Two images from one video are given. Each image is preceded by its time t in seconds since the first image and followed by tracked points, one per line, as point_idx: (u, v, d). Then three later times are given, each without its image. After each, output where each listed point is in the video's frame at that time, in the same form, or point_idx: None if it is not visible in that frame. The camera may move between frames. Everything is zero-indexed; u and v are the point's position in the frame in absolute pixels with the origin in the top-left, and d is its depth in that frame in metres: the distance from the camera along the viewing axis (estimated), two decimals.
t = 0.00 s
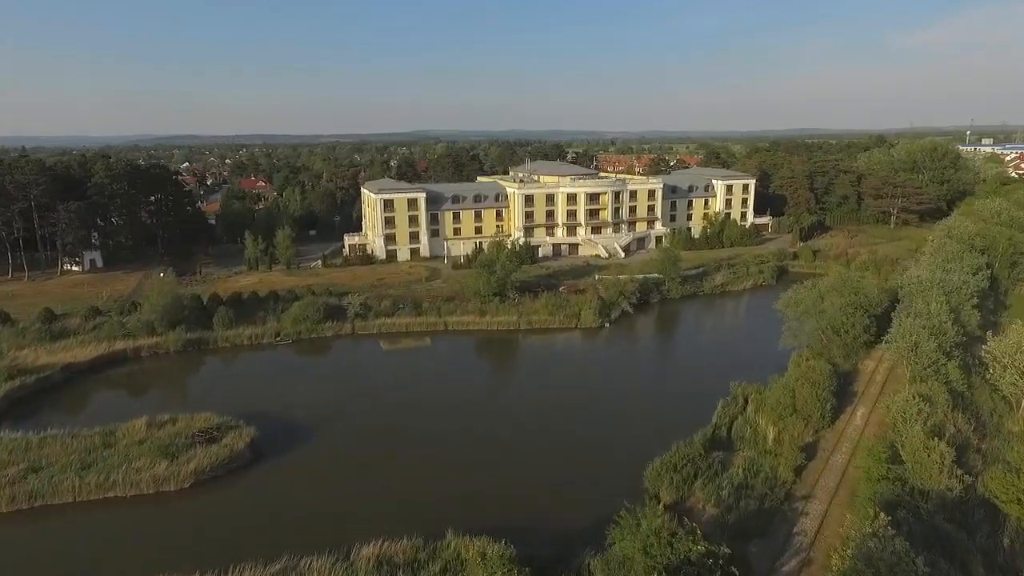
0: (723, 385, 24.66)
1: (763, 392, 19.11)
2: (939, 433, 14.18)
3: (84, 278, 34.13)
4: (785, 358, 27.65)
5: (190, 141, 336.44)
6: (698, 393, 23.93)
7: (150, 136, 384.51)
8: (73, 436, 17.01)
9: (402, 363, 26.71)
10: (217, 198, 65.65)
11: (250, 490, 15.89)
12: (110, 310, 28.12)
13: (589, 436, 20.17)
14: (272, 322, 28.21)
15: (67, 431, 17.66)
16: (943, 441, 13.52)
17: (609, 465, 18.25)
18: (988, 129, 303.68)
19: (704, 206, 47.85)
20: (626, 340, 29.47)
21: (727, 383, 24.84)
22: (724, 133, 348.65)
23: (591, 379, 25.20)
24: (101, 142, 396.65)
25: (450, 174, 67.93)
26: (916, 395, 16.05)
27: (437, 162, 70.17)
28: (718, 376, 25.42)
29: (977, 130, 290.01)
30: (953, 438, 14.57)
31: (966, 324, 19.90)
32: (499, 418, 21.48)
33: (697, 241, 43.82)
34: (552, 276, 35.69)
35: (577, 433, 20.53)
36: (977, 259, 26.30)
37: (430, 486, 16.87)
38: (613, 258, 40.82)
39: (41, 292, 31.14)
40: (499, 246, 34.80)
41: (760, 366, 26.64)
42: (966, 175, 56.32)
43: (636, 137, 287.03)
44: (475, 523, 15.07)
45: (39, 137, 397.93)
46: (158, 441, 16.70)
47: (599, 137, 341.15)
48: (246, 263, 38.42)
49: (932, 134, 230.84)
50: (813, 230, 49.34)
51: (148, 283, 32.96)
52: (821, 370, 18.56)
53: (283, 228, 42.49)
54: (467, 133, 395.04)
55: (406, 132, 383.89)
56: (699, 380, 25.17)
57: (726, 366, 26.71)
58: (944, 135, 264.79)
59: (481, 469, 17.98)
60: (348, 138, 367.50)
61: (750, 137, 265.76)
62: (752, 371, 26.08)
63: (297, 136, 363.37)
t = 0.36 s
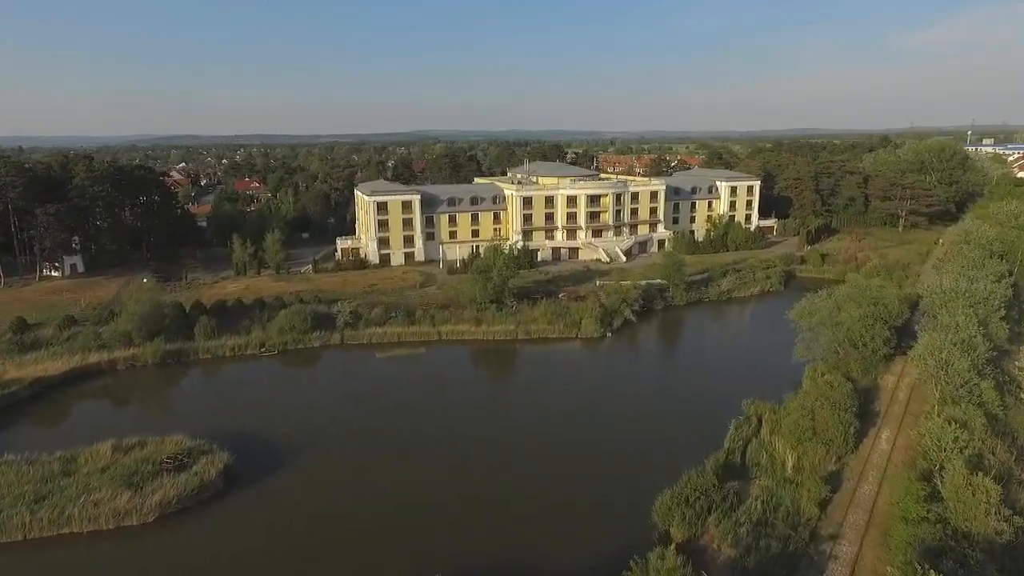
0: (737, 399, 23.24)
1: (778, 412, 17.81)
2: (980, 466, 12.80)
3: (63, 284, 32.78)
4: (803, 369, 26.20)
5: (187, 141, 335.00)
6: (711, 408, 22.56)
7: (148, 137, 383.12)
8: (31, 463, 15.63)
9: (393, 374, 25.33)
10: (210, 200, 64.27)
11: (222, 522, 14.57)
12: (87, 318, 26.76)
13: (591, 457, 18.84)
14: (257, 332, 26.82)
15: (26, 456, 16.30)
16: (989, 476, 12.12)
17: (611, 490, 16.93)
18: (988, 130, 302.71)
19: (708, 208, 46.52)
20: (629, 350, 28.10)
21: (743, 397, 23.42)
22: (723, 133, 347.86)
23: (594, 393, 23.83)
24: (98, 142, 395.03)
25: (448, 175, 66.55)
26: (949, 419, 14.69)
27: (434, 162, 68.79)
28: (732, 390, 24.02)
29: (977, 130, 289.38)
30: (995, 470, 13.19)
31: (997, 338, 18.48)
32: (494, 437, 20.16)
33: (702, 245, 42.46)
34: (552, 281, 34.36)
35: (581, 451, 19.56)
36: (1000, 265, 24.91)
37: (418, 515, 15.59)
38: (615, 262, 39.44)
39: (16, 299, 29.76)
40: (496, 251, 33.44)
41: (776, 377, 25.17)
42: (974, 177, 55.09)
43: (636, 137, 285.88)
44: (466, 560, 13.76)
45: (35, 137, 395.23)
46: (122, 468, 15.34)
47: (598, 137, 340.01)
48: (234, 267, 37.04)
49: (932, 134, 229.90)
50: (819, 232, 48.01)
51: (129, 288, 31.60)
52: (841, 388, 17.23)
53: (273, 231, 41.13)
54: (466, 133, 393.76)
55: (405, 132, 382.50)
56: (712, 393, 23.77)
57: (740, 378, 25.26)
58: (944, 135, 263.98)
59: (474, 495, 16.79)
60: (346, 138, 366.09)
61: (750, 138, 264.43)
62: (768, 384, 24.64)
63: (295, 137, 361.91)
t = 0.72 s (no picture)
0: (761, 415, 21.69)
1: (796, 434, 16.56)
2: None
3: (41, 290, 31.43)
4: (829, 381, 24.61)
5: (186, 142, 334.18)
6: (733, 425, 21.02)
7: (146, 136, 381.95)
8: None
9: (384, 387, 23.99)
10: (202, 202, 62.91)
11: (188, 560, 13.24)
12: (60, 328, 25.42)
13: (594, 480, 17.49)
14: (240, 342, 25.45)
15: None
16: None
17: (615, 518, 15.61)
18: (989, 129, 301.86)
19: (712, 210, 45.21)
20: (632, 360, 26.77)
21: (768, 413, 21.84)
22: (723, 133, 346.54)
23: (598, 407, 22.45)
24: (97, 142, 394.17)
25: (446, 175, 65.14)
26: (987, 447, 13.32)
27: (431, 163, 67.41)
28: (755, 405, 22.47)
29: (978, 130, 288.05)
30: None
31: None
32: (489, 456, 18.84)
33: (706, 249, 41.12)
34: (552, 287, 32.99)
35: (581, 455, 19.24)
36: None
37: (405, 547, 14.29)
38: (617, 267, 38.09)
39: None
40: (494, 256, 32.07)
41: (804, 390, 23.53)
42: (984, 178, 53.85)
43: (635, 138, 284.34)
44: None
45: (33, 137, 393.75)
46: (80, 500, 13.97)
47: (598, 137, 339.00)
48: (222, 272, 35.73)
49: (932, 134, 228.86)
50: (827, 235, 46.71)
51: (109, 295, 30.26)
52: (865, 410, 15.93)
53: (264, 234, 39.87)
54: (466, 133, 392.68)
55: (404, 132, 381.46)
56: (733, 409, 22.22)
57: (761, 392, 23.68)
58: (945, 135, 262.72)
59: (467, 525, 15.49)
60: (345, 138, 365.08)
61: (750, 137, 263.34)
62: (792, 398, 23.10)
63: (294, 137, 360.87)
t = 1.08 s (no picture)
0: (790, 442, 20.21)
1: (818, 460, 15.30)
2: None
3: (18, 297, 30.05)
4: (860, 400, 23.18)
5: (184, 142, 333.10)
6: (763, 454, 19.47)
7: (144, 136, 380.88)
8: None
9: (374, 403, 22.66)
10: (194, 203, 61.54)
11: None
12: (32, 339, 24.05)
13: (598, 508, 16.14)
14: (222, 355, 24.14)
15: None
16: None
17: (618, 541, 14.84)
18: (990, 130, 300.82)
19: (716, 213, 43.91)
20: (636, 373, 25.46)
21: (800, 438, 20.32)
22: (723, 134, 345.75)
23: (603, 419, 21.56)
24: (94, 142, 392.67)
25: (443, 177, 63.81)
26: None
27: (429, 164, 66.06)
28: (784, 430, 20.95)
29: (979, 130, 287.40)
30: None
31: None
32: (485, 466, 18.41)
33: (710, 253, 39.82)
34: (552, 294, 31.67)
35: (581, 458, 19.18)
36: None
37: (398, 562, 13.95)
38: (619, 272, 36.78)
39: None
40: (491, 262, 30.73)
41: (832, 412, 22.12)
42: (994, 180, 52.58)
43: (636, 138, 283.11)
44: None
45: (31, 138, 392.12)
46: (30, 539, 12.58)
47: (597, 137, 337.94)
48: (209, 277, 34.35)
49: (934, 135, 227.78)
50: (834, 239, 45.40)
51: (88, 303, 28.89)
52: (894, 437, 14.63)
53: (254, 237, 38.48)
54: (465, 134, 391.66)
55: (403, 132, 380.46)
56: (759, 436, 20.74)
57: (782, 413, 22.30)
58: (946, 136, 261.85)
59: (459, 559, 14.18)
60: (344, 138, 363.99)
61: (751, 138, 262.47)
62: (819, 420, 21.67)
63: (293, 137, 359.71)
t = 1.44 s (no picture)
0: (808, 456, 19.13)
1: (844, 490, 14.20)
2: None
3: None
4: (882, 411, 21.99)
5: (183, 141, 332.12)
6: (778, 469, 18.45)
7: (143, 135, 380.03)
8: None
9: (363, 421, 21.35)
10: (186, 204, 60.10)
11: None
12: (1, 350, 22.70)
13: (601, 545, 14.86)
14: (203, 368, 22.79)
15: None
16: None
17: None
18: (990, 131, 300.01)
19: (721, 216, 42.58)
20: (641, 386, 24.13)
21: (819, 452, 19.23)
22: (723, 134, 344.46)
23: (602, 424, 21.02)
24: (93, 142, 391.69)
25: (441, 177, 62.39)
26: None
27: (426, 164, 64.61)
28: (802, 443, 19.83)
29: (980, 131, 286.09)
30: None
31: None
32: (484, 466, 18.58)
33: (715, 258, 38.50)
34: (552, 301, 30.33)
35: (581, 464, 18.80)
36: None
37: (396, 568, 14.13)
38: (621, 278, 35.46)
39: None
40: (489, 268, 29.38)
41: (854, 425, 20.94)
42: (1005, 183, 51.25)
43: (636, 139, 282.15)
44: None
45: (28, 137, 389.94)
46: None
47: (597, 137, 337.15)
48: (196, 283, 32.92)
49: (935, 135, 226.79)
50: (842, 242, 44.09)
51: (66, 311, 27.55)
52: (930, 466, 13.50)
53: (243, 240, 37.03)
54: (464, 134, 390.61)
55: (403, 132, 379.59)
56: (773, 450, 19.66)
57: (796, 429, 20.99)
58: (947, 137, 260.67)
59: None
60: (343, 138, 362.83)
61: (751, 138, 261.64)
62: (840, 432, 20.50)
63: (292, 137, 358.70)
